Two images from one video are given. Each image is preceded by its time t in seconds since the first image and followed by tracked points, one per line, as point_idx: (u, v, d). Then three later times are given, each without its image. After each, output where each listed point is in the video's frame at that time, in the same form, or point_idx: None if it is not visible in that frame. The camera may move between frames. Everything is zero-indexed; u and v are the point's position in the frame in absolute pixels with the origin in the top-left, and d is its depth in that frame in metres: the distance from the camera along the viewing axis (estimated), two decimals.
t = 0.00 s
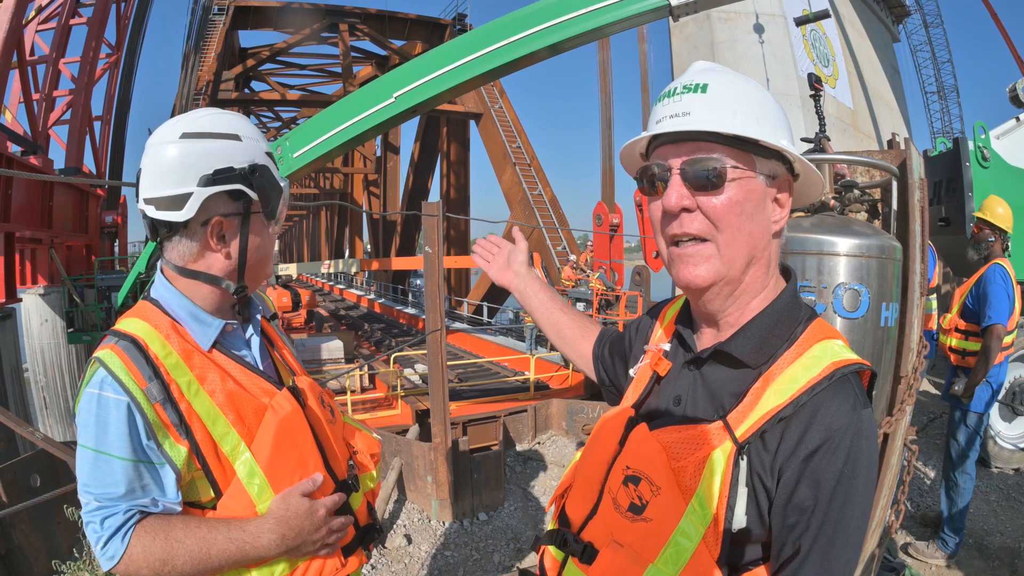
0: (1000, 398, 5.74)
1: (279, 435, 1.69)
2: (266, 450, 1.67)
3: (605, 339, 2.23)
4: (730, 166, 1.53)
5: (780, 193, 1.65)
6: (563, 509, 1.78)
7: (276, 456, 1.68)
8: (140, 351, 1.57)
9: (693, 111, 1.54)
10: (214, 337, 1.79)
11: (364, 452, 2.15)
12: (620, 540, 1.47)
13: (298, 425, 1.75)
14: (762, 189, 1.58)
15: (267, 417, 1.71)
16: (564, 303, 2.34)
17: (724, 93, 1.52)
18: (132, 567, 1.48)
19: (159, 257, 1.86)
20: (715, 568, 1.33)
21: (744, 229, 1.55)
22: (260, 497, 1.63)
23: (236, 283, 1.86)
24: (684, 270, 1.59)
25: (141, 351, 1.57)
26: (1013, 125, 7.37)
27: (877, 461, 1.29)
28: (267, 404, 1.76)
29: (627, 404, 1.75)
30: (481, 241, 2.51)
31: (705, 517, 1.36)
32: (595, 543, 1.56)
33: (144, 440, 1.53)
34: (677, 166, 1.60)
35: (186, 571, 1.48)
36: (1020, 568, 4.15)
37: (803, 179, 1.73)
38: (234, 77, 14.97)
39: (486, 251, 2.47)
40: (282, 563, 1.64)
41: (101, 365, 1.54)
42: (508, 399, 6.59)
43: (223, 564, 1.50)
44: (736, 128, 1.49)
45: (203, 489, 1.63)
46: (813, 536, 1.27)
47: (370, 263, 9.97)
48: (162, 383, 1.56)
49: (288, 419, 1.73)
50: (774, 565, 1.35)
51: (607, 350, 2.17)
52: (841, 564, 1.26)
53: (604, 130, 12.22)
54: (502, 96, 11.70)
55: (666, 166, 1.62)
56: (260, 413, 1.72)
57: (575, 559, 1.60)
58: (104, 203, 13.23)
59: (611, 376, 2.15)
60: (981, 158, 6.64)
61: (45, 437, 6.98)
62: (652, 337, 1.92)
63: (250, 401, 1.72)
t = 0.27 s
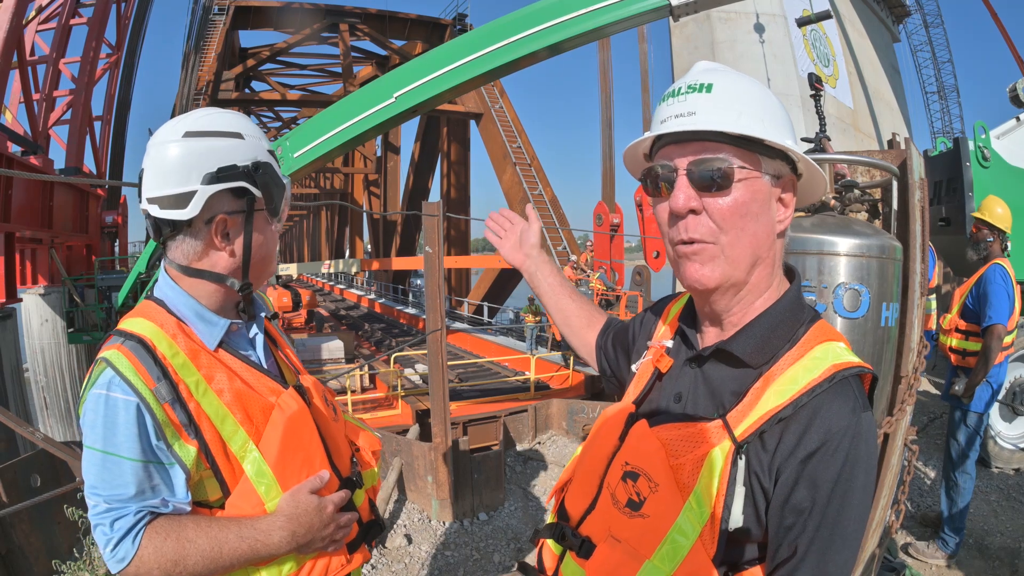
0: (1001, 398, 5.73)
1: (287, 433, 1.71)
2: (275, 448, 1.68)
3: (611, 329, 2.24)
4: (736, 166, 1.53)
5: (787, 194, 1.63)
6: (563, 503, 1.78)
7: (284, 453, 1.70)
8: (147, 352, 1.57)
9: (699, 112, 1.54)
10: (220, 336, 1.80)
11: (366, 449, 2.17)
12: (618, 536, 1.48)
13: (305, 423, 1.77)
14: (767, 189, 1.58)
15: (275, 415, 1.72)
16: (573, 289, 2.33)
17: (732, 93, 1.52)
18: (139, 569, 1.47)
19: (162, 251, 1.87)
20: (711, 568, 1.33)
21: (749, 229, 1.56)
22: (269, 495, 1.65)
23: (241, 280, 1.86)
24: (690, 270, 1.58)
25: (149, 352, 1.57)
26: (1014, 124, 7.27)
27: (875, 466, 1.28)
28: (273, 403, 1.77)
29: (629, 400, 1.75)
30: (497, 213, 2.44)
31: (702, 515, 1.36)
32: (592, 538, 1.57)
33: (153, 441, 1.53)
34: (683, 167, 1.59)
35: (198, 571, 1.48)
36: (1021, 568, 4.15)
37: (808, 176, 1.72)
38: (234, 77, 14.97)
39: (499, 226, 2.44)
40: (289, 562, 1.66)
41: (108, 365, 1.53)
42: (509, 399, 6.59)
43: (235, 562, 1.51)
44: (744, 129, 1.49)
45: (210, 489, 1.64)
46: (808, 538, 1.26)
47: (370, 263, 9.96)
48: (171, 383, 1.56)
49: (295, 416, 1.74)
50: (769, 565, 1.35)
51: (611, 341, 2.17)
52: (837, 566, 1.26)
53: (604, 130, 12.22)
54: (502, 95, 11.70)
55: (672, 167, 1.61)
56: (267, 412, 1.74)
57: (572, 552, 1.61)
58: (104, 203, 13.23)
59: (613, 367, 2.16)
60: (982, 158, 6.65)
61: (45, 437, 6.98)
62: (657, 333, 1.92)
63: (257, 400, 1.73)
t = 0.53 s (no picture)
0: (1001, 398, 5.73)
1: (288, 431, 1.71)
2: (276, 448, 1.68)
3: (605, 322, 2.26)
4: (750, 165, 1.55)
5: (777, 189, 1.69)
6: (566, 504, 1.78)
7: (285, 452, 1.70)
8: (149, 351, 1.57)
9: (704, 115, 1.54)
10: (221, 335, 1.80)
11: (367, 448, 2.16)
12: (624, 534, 1.49)
13: (306, 422, 1.77)
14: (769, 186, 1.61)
15: (276, 415, 1.72)
16: (577, 275, 2.31)
17: (728, 95, 1.55)
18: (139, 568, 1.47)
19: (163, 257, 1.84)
20: (718, 565, 1.32)
21: (764, 227, 1.57)
22: (269, 494, 1.64)
23: (241, 278, 1.85)
24: (713, 277, 1.54)
25: (150, 351, 1.57)
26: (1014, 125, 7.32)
27: (879, 455, 1.28)
28: (274, 403, 1.77)
29: (631, 399, 1.75)
30: (526, 171, 2.34)
31: (709, 511, 1.36)
32: (598, 537, 1.57)
33: (155, 440, 1.52)
34: (697, 172, 1.58)
35: (200, 570, 1.47)
36: (1021, 568, 4.15)
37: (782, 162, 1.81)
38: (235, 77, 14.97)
39: (522, 187, 2.35)
40: (290, 561, 1.66)
41: (110, 364, 1.52)
42: (509, 399, 6.59)
43: (236, 561, 1.50)
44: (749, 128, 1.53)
45: (211, 488, 1.63)
46: (815, 529, 1.26)
47: (371, 263, 9.96)
48: (172, 382, 1.56)
49: (295, 416, 1.74)
50: (778, 558, 1.35)
51: (607, 336, 2.18)
52: (843, 560, 1.25)
53: (605, 130, 12.21)
54: (502, 95, 11.70)
55: (685, 173, 1.59)
56: (268, 411, 1.74)
57: (578, 554, 1.62)
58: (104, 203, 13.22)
59: (607, 363, 2.17)
60: (982, 157, 6.65)
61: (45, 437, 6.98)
62: (656, 333, 1.91)
63: (258, 400, 1.73)
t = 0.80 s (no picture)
0: (1001, 398, 5.73)
1: (287, 431, 1.71)
2: (274, 447, 1.68)
3: (596, 307, 2.24)
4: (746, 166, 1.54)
5: (774, 188, 1.68)
6: (568, 505, 1.77)
7: (284, 452, 1.69)
8: (148, 350, 1.56)
9: (698, 118, 1.54)
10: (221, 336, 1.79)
11: (365, 448, 2.17)
12: (628, 536, 1.48)
13: (305, 422, 1.76)
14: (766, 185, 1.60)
15: (274, 414, 1.72)
16: (566, 258, 2.32)
17: (721, 97, 1.55)
18: (136, 567, 1.46)
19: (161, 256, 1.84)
20: (722, 566, 1.32)
21: (764, 228, 1.57)
22: (268, 493, 1.64)
23: (240, 278, 1.84)
24: (714, 279, 1.54)
25: (149, 349, 1.56)
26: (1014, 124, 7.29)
27: (881, 454, 1.28)
28: (273, 402, 1.77)
29: (633, 400, 1.73)
30: (511, 163, 2.40)
31: (714, 511, 1.36)
32: (602, 539, 1.56)
33: (153, 438, 1.52)
34: (693, 175, 1.57)
35: (198, 569, 1.47)
36: (1022, 568, 4.14)
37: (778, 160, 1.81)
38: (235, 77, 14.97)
39: (509, 176, 2.39)
40: (289, 560, 1.66)
41: (109, 363, 1.52)
42: (509, 399, 6.58)
43: (234, 560, 1.50)
44: (744, 129, 1.53)
45: (209, 487, 1.63)
46: (820, 527, 1.26)
47: (371, 263, 9.94)
48: (171, 381, 1.55)
49: (294, 415, 1.74)
50: (782, 556, 1.34)
51: (599, 323, 2.18)
52: (845, 558, 1.25)
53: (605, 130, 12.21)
54: (503, 95, 11.69)
55: (681, 177, 1.58)
56: (267, 411, 1.74)
57: (581, 556, 1.61)
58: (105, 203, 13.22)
59: (600, 350, 2.17)
60: (983, 157, 6.64)
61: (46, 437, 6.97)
62: (655, 333, 1.89)
63: (257, 399, 1.73)
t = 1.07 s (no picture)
0: (1002, 397, 5.72)
1: (287, 430, 1.71)
2: (274, 447, 1.68)
3: (598, 305, 2.25)
4: (745, 169, 1.53)
5: (774, 189, 1.68)
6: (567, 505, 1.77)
7: (283, 452, 1.69)
8: (147, 350, 1.56)
9: (694, 120, 1.54)
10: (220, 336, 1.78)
11: (364, 448, 2.16)
12: (625, 537, 1.47)
13: (304, 422, 1.76)
14: (766, 188, 1.60)
15: (273, 414, 1.71)
16: (566, 255, 2.32)
17: (718, 99, 1.55)
18: (134, 567, 1.45)
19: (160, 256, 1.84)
20: (718, 568, 1.32)
21: (763, 232, 1.56)
22: (267, 493, 1.63)
23: (239, 278, 1.83)
24: (712, 287, 1.53)
25: (148, 350, 1.56)
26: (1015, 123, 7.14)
27: (880, 459, 1.27)
28: (272, 402, 1.76)
29: (631, 401, 1.73)
30: (511, 159, 2.40)
31: (711, 514, 1.35)
32: (600, 540, 1.56)
33: (152, 438, 1.51)
34: (691, 178, 1.57)
35: (196, 570, 1.46)
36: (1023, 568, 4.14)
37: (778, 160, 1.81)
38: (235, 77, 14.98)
39: (510, 173, 2.39)
40: (288, 560, 1.66)
41: (108, 363, 1.51)
42: (510, 399, 6.58)
43: (233, 561, 1.50)
44: (742, 132, 1.52)
45: (208, 487, 1.63)
46: (818, 531, 1.25)
47: (372, 263, 9.93)
48: (170, 381, 1.55)
49: (293, 415, 1.74)
50: (778, 559, 1.34)
51: (601, 323, 2.17)
52: (844, 561, 1.24)
53: (606, 129, 12.20)
54: (503, 95, 11.69)
55: (679, 180, 1.58)
56: (266, 411, 1.73)
57: (579, 555, 1.61)
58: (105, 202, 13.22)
59: (602, 347, 2.17)
60: (984, 157, 6.63)
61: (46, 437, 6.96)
62: (654, 333, 1.89)
63: (256, 399, 1.73)
